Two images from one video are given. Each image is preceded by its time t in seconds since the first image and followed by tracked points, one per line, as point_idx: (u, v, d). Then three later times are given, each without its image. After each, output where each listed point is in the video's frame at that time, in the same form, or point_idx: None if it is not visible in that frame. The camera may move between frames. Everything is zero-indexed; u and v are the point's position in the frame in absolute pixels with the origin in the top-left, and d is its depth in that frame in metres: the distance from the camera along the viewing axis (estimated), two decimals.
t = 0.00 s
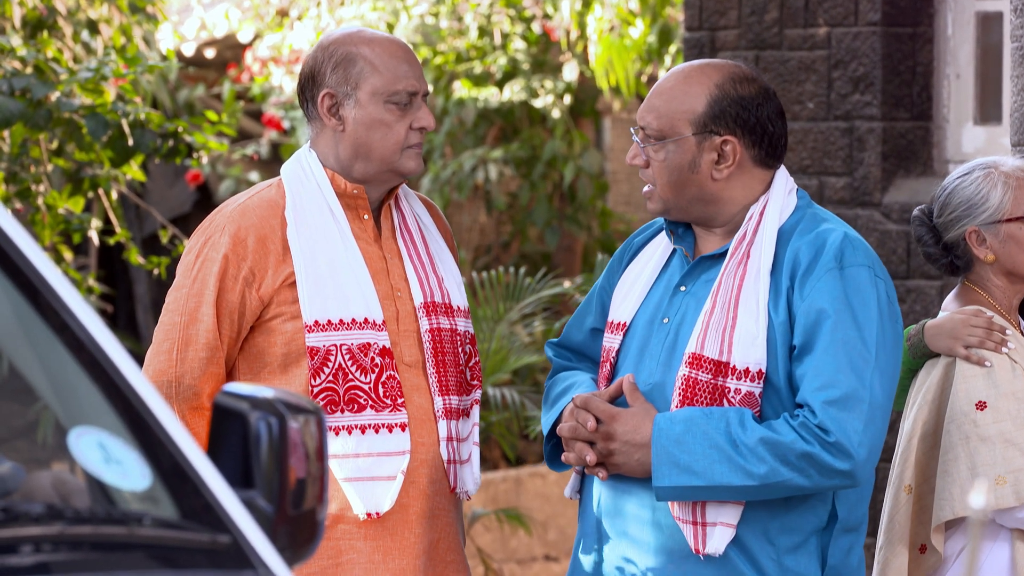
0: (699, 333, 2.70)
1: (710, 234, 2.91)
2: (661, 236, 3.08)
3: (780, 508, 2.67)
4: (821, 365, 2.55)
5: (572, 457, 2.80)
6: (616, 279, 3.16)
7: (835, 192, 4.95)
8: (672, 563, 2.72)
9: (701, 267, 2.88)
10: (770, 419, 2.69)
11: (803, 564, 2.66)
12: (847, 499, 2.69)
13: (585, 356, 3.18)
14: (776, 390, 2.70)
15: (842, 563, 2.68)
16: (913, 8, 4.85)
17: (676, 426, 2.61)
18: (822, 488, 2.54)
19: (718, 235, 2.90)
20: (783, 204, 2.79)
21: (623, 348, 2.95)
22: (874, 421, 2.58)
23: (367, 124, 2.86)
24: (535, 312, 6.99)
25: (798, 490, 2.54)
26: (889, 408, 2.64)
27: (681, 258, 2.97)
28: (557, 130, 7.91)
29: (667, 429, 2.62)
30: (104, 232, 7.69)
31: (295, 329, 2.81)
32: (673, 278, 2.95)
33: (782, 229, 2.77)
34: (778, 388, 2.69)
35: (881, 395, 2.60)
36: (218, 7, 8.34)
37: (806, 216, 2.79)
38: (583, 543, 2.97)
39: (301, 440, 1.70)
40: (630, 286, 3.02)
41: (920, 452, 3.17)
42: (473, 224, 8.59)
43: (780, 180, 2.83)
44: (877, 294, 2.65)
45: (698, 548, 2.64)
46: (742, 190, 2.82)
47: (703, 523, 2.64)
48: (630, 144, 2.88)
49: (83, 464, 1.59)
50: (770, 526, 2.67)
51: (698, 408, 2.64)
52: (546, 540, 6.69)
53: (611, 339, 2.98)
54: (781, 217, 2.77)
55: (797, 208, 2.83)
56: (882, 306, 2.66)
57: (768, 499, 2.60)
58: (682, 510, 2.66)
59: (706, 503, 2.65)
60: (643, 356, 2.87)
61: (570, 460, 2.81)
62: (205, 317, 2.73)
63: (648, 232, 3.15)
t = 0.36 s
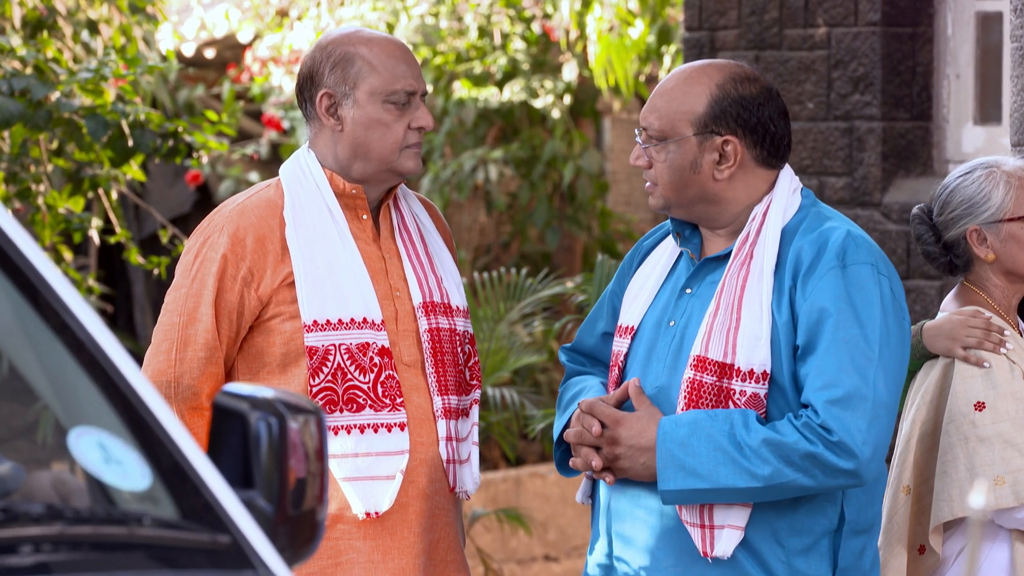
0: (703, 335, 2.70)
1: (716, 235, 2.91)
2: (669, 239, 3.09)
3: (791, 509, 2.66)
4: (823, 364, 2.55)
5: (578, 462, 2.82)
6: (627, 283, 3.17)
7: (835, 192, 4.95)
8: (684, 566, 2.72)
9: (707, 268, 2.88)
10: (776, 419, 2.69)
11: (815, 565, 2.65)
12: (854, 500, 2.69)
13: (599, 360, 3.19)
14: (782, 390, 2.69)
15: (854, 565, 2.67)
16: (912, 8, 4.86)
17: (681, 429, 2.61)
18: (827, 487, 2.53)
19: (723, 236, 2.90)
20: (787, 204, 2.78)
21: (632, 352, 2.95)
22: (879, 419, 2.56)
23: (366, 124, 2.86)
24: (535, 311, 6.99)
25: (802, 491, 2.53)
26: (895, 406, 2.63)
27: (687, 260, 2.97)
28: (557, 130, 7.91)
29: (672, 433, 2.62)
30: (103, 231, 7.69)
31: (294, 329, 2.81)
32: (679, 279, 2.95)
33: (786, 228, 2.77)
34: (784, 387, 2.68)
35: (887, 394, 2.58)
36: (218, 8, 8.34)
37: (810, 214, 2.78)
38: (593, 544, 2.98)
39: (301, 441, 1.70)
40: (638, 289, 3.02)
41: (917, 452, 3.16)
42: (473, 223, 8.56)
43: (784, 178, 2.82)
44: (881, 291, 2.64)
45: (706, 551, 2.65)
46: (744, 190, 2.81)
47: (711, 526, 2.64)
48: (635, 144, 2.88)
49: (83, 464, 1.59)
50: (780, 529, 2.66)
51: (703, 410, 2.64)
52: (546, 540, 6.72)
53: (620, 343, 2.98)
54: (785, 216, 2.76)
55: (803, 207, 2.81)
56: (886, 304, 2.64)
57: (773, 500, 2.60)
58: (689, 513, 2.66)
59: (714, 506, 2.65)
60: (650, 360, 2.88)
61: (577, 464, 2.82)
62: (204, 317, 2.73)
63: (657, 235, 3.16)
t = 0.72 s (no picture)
0: (706, 336, 2.71)
1: (724, 236, 2.92)
2: (679, 241, 3.12)
3: (794, 512, 2.66)
4: (822, 362, 2.54)
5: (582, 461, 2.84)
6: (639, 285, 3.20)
7: (834, 192, 4.95)
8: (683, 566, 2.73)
9: (713, 268, 2.89)
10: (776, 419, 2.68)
11: (816, 567, 2.65)
12: (856, 502, 2.68)
13: (612, 361, 3.21)
14: (784, 389, 2.69)
15: (856, 567, 2.66)
16: (912, 8, 4.85)
17: (681, 428, 2.62)
18: (827, 486, 2.51)
19: (730, 237, 2.91)
20: (792, 204, 2.78)
21: (638, 352, 2.97)
22: (880, 418, 2.54)
23: (361, 124, 2.86)
24: (535, 311, 6.99)
25: (800, 489, 2.52)
26: (897, 408, 2.60)
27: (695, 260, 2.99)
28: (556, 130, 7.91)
29: (672, 431, 2.63)
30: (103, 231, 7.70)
31: (289, 328, 2.81)
32: (687, 277, 2.97)
33: (791, 229, 2.76)
34: (785, 387, 2.67)
35: (889, 394, 2.56)
36: (218, 8, 8.35)
37: (815, 214, 2.77)
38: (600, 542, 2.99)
39: (300, 441, 1.69)
40: (648, 289, 3.05)
41: (917, 454, 3.17)
42: (473, 223, 8.55)
43: (791, 178, 2.83)
44: (884, 290, 2.62)
45: (706, 551, 2.64)
46: (750, 189, 2.81)
47: (712, 526, 2.63)
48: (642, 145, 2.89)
49: (83, 464, 1.59)
50: (781, 529, 2.66)
51: (703, 410, 2.65)
52: (546, 540, 6.73)
53: (629, 343, 3.01)
54: (790, 217, 2.76)
55: (809, 207, 2.81)
56: (889, 303, 2.62)
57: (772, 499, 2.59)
58: (691, 513, 2.66)
59: (714, 506, 2.64)
60: (655, 360, 2.89)
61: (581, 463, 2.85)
62: (201, 316, 2.73)
63: (668, 237, 3.18)
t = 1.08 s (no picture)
0: (692, 323, 2.71)
1: (714, 232, 2.92)
2: (667, 236, 3.11)
3: (767, 505, 2.66)
4: (810, 356, 2.54)
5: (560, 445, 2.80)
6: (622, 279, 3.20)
7: (834, 192, 4.95)
8: (653, 554, 2.73)
9: (702, 260, 2.89)
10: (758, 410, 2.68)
11: (785, 562, 2.64)
12: (830, 501, 2.68)
13: (589, 354, 3.20)
14: (766, 381, 2.69)
15: (825, 566, 2.65)
16: (912, 8, 4.84)
17: (662, 413, 2.61)
18: (804, 480, 2.52)
19: (721, 234, 2.90)
20: (785, 204, 2.78)
21: (619, 341, 2.96)
22: (864, 416, 2.55)
23: (360, 124, 2.86)
24: (534, 311, 6.99)
25: (778, 481, 2.52)
26: (880, 406, 2.62)
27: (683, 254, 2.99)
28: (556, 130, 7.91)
29: (653, 416, 2.62)
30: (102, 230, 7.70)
31: (288, 328, 2.81)
32: (672, 271, 2.97)
33: (783, 227, 2.76)
34: (769, 379, 2.68)
35: (872, 393, 2.57)
36: (217, 8, 8.35)
37: (808, 215, 2.78)
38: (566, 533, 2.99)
39: (299, 441, 1.70)
40: (632, 280, 3.04)
41: (918, 454, 3.16)
42: (472, 223, 8.56)
43: (785, 180, 2.83)
44: (873, 290, 2.64)
45: (677, 538, 2.64)
46: (746, 187, 2.82)
47: (685, 513, 2.64)
48: (639, 141, 2.88)
49: (82, 464, 1.59)
50: (753, 522, 2.66)
51: (684, 397, 2.64)
52: (545, 539, 6.74)
53: (609, 331, 2.99)
54: (782, 216, 2.76)
55: (802, 208, 2.81)
56: (878, 304, 2.64)
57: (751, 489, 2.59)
58: (665, 498, 2.66)
59: (689, 493, 2.65)
60: (637, 349, 2.88)
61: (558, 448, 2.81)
62: (201, 316, 2.73)
63: (655, 233, 3.18)
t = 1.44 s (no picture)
0: (681, 324, 2.71)
1: (700, 233, 2.92)
2: (651, 235, 3.11)
3: (755, 504, 2.66)
4: (801, 357, 2.54)
5: (551, 447, 2.80)
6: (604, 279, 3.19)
7: (835, 193, 4.94)
8: (645, 555, 2.72)
9: (689, 261, 2.88)
10: (748, 411, 2.67)
11: (777, 562, 2.65)
12: (820, 499, 2.69)
13: (572, 354, 3.20)
14: (756, 382, 2.69)
15: (815, 565, 2.67)
16: (912, 8, 4.85)
17: (653, 414, 2.61)
18: (797, 480, 2.53)
19: (707, 234, 2.90)
20: (772, 204, 2.79)
21: (606, 342, 2.96)
22: (854, 415, 2.56)
23: (361, 123, 2.86)
24: (535, 311, 6.99)
25: (770, 481, 2.52)
26: (870, 404, 2.63)
27: (670, 253, 2.98)
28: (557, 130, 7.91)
29: (644, 417, 2.61)
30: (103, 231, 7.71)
31: (291, 328, 2.81)
32: (659, 272, 2.96)
33: (770, 227, 2.77)
34: (758, 380, 2.68)
35: (862, 390, 2.58)
36: (219, 8, 8.36)
37: (794, 215, 2.78)
38: (554, 532, 2.98)
39: (298, 441, 1.69)
40: (618, 281, 3.04)
41: (920, 454, 3.16)
42: (473, 223, 8.54)
43: (770, 180, 2.83)
44: (861, 290, 2.64)
45: (669, 538, 2.64)
46: (732, 188, 2.82)
47: (677, 513, 2.64)
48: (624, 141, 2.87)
49: (83, 464, 1.59)
50: (744, 523, 2.66)
51: (675, 397, 2.64)
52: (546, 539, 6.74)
53: (596, 332, 2.99)
54: (769, 216, 2.77)
55: (788, 208, 2.81)
56: (866, 305, 2.65)
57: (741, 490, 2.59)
58: (656, 500, 2.66)
59: (680, 494, 2.64)
60: (625, 349, 2.88)
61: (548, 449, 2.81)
62: (201, 316, 2.73)
63: (638, 232, 3.17)
